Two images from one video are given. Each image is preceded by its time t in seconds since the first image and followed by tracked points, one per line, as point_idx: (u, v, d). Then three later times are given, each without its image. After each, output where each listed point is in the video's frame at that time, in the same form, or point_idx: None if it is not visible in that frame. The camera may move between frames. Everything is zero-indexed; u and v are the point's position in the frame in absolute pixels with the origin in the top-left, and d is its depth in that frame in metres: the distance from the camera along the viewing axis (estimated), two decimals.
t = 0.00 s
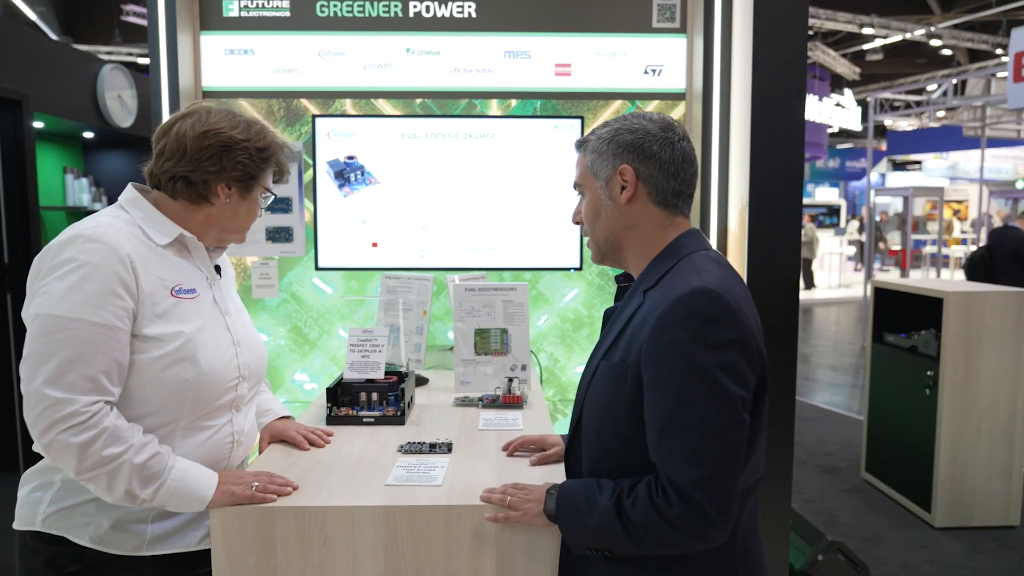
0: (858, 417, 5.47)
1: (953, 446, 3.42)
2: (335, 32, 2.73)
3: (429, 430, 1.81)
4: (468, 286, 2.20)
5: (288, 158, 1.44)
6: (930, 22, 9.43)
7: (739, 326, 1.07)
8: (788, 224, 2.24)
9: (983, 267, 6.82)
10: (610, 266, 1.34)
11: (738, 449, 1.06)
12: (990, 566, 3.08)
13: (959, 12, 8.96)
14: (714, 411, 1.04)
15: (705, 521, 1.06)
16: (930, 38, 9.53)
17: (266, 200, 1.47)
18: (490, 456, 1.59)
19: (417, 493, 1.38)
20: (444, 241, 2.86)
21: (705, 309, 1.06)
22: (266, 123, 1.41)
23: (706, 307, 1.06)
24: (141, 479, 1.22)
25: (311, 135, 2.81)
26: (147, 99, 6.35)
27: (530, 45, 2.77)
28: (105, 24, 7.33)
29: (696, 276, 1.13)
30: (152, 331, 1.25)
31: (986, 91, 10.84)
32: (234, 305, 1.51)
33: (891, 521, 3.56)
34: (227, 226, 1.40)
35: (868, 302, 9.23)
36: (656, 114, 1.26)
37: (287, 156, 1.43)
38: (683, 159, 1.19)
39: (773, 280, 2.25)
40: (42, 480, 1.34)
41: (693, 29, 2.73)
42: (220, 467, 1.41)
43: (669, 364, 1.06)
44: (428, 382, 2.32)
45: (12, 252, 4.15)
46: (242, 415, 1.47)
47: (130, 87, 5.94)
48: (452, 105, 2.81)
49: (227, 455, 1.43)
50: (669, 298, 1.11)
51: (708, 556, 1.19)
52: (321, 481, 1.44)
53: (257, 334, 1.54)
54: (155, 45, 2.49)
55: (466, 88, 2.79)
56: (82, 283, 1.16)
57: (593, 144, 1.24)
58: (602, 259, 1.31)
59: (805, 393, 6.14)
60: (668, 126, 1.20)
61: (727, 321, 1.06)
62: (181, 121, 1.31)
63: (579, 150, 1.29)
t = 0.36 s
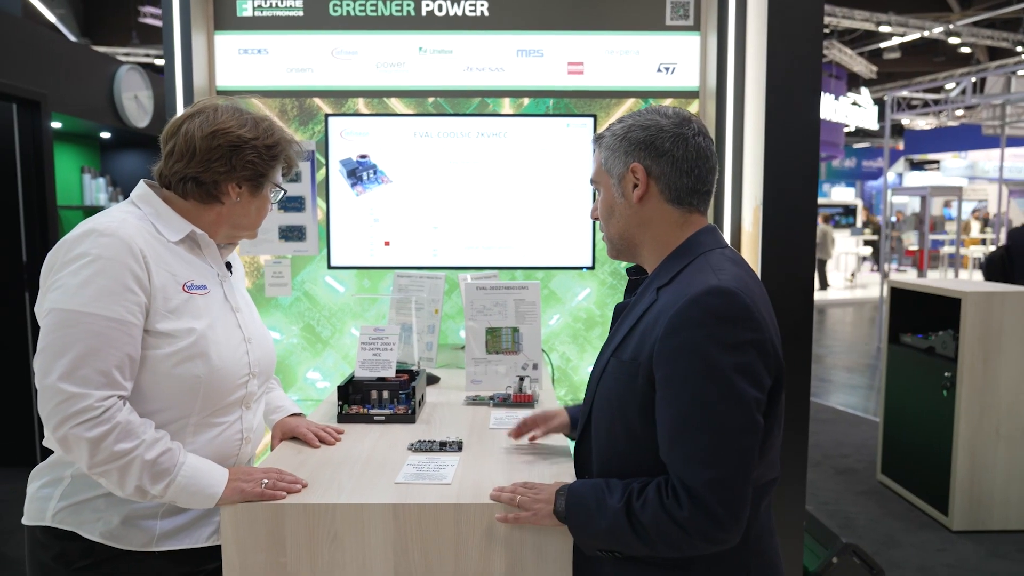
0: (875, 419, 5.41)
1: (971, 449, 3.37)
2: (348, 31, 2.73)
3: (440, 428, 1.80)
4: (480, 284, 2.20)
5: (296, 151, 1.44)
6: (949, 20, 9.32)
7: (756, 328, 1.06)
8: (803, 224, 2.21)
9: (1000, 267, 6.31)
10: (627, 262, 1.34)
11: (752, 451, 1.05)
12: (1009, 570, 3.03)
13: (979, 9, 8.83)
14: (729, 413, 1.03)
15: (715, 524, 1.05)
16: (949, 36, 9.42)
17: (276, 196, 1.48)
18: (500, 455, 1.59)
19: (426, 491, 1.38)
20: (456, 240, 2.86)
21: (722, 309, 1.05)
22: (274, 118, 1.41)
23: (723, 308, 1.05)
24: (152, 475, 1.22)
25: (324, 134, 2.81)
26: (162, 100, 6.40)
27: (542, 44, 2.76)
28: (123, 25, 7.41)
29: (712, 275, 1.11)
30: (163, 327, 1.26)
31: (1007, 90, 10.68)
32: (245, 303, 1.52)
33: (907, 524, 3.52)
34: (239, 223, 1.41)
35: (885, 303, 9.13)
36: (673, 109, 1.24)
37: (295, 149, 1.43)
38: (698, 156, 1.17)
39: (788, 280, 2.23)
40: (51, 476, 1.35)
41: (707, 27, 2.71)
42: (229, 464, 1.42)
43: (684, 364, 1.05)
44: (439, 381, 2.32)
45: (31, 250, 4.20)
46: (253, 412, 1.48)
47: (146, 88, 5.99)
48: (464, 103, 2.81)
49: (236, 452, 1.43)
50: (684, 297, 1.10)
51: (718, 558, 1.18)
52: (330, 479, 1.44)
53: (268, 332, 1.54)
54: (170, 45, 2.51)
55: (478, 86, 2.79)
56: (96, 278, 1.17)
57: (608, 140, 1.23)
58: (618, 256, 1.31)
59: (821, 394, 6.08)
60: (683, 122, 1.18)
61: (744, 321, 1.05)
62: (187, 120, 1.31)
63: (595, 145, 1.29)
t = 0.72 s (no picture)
0: (887, 419, 5.36)
1: (984, 450, 3.34)
2: (357, 29, 2.74)
3: (447, 426, 1.80)
4: (488, 281, 2.18)
5: (304, 147, 1.43)
6: (964, 17, 9.22)
7: (769, 321, 1.06)
8: (814, 221, 2.19)
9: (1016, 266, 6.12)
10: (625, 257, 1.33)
11: (767, 441, 1.06)
12: None
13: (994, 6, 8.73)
14: (745, 405, 1.04)
15: (735, 513, 1.05)
16: (964, 34, 9.32)
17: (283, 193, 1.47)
18: (507, 452, 1.58)
19: (433, 488, 1.38)
20: (465, 238, 2.86)
21: (736, 303, 1.05)
22: (281, 113, 1.41)
23: (736, 301, 1.05)
24: (158, 470, 1.23)
25: (334, 132, 2.82)
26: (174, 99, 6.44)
27: (552, 42, 2.75)
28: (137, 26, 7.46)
29: (722, 270, 1.12)
30: (168, 323, 1.27)
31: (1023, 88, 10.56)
32: (254, 298, 1.52)
33: (919, 525, 3.48)
34: (243, 220, 1.40)
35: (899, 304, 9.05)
36: (676, 106, 1.23)
37: (303, 144, 1.42)
38: (696, 153, 1.16)
39: (798, 278, 2.21)
40: (62, 469, 1.36)
41: (718, 24, 2.69)
42: (237, 460, 1.42)
43: (698, 359, 1.04)
44: (448, 379, 2.32)
45: (45, 248, 4.24)
46: (261, 409, 1.48)
47: (159, 88, 6.03)
48: (473, 101, 2.80)
49: (244, 448, 1.43)
50: (694, 291, 1.10)
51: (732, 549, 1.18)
52: (337, 475, 1.44)
53: (277, 327, 1.54)
54: (181, 44, 2.52)
55: (487, 84, 2.78)
56: (98, 275, 1.17)
57: (609, 134, 1.24)
58: (615, 250, 1.30)
59: (833, 395, 6.04)
60: (685, 119, 1.18)
61: (756, 314, 1.06)
62: (190, 116, 1.33)
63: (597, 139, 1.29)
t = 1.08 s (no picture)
0: (896, 420, 5.32)
1: (994, 450, 3.31)
2: (364, 28, 2.74)
3: (451, 424, 1.80)
4: (494, 280, 2.18)
5: (314, 150, 1.42)
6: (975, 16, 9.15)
7: (764, 312, 1.07)
8: (821, 220, 2.18)
9: None
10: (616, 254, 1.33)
11: (770, 431, 1.05)
12: None
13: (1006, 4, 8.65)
14: (747, 397, 1.03)
15: (744, 503, 1.05)
16: (974, 33, 9.26)
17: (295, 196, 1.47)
18: (511, 450, 1.58)
19: (436, 485, 1.38)
20: (471, 236, 2.85)
21: (734, 296, 1.04)
22: (292, 115, 1.41)
23: (732, 295, 1.05)
24: (160, 469, 1.23)
25: (340, 130, 2.82)
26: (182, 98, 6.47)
27: (558, 40, 2.74)
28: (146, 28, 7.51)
29: (717, 264, 1.11)
30: (165, 325, 1.27)
31: None
32: (263, 297, 1.52)
33: (928, 527, 3.46)
34: (248, 220, 1.40)
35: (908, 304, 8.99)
36: (665, 105, 1.23)
37: (313, 147, 1.42)
38: (686, 152, 1.16)
39: (805, 276, 2.20)
40: (73, 461, 1.37)
41: (725, 21, 2.67)
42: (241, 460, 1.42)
43: (698, 352, 1.04)
44: (453, 377, 2.32)
45: (53, 247, 4.26)
46: (267, 409, 1.48)
47: (167, 88, 6.06)
48: (480, 100, 2.80)
49: (248, 448, 1.43)
50: (691, 286, 1.10)
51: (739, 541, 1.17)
52: (341, 473, 1.44)
53: (286, 326, 1.54)
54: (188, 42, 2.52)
55: (494, 83, 2.78)
56: (94, 277, 1.18)
57: (599, 134, 1.23)
58: (607, 249, 1.30)
59: (841, 395, 6.00)
60: (673, 118, 1.18)
61: (752, 306, 1.06)
62: (198, 113, 1.33)
63: (587, 139, 1.29)
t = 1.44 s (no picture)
0: (904, 421, 5.29)
1: (1004, 452, 3.28)
2: (370, 28, 2.74)
3: (457, 424, 1.80)
4: (500, 280, 2.19)
5: (330, 155, 1.42)
6: (985, 14, 9.08)
7: (755, 312, 1.05)
8: (829, 220, 2.17)
9: None
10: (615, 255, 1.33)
11: (767, 432, 1.04)
12: None
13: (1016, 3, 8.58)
14: (740, 398, 1.02)
15: (740, 506, 1.04)
16: (984, 31, 9.20)
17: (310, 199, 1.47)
18: (517, 451, 1.58)
19: (441, 485, 1.38)
20: (477, 237, 2.85)
21: (724, 296, 1.03)
22: (310, 119, 1.41)
23: (722, 295, 1.04)
24: (166, 471, 1.24)
25: (346, 131, 2.82)
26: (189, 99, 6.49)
27: (565, 40, 2.74)
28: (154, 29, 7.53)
29: (710, 265, 1.11)
30: (173, 329, 1.28)
31: None
32: (274, 300, 1.52)
33: (937, 529, 3.43)
34: (263, 224, 1.40)
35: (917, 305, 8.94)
36: (665, 105, 1.23)
37: (330, 153, 1.41)
38: (687, 152, 1.16)
39: (812, 277, 2.18)
40: (85, 458, 1.37)
41: (732, 21, 2.66)
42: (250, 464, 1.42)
43: (689, 354, 1.03)
44: (458, 377, 2.32)
45: (62, 247, 4.28)
46: (275, 413, 1.48)
47: (175, 88, 6.08)
48: (486, 100, 2.80)
49: (257, 451, 1.43)
50: (683, 287, 1.09)
51: (739, 545, 1.16)
52: (346, 473, 1.44)
53: (296, 328, 1.54)
54: (196, 43, 2.53)
55: (500, 83, 2.78)
56: (101, 281, 1.19)
57: (599, 134, 1.23)
58: (606, 249, 1.29)
59: (849, 396, 5.97)
60: (674, 118, 1.18)
61: (744, 307, 1.04)
62: (219, 114, 1.33)
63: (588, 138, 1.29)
